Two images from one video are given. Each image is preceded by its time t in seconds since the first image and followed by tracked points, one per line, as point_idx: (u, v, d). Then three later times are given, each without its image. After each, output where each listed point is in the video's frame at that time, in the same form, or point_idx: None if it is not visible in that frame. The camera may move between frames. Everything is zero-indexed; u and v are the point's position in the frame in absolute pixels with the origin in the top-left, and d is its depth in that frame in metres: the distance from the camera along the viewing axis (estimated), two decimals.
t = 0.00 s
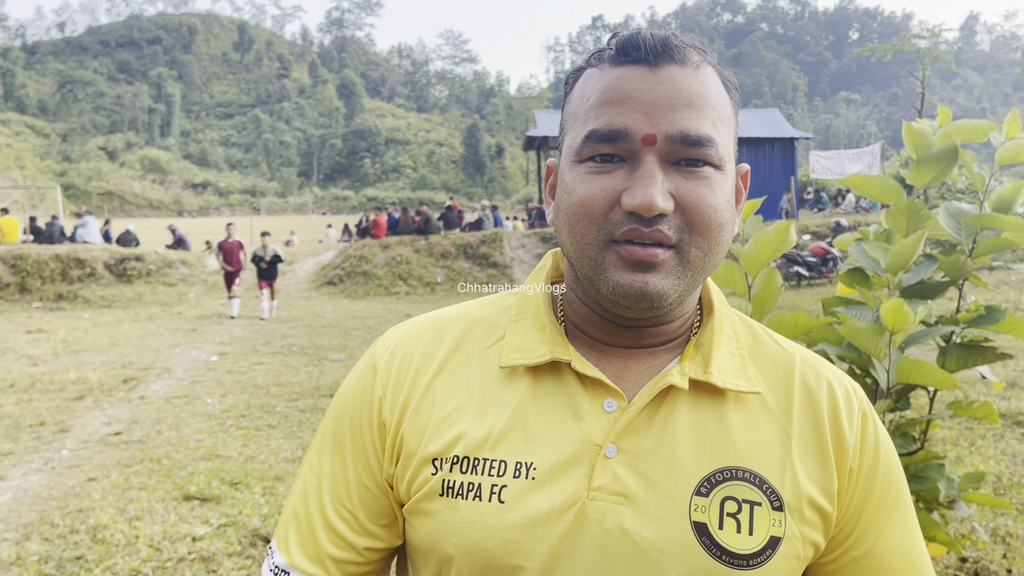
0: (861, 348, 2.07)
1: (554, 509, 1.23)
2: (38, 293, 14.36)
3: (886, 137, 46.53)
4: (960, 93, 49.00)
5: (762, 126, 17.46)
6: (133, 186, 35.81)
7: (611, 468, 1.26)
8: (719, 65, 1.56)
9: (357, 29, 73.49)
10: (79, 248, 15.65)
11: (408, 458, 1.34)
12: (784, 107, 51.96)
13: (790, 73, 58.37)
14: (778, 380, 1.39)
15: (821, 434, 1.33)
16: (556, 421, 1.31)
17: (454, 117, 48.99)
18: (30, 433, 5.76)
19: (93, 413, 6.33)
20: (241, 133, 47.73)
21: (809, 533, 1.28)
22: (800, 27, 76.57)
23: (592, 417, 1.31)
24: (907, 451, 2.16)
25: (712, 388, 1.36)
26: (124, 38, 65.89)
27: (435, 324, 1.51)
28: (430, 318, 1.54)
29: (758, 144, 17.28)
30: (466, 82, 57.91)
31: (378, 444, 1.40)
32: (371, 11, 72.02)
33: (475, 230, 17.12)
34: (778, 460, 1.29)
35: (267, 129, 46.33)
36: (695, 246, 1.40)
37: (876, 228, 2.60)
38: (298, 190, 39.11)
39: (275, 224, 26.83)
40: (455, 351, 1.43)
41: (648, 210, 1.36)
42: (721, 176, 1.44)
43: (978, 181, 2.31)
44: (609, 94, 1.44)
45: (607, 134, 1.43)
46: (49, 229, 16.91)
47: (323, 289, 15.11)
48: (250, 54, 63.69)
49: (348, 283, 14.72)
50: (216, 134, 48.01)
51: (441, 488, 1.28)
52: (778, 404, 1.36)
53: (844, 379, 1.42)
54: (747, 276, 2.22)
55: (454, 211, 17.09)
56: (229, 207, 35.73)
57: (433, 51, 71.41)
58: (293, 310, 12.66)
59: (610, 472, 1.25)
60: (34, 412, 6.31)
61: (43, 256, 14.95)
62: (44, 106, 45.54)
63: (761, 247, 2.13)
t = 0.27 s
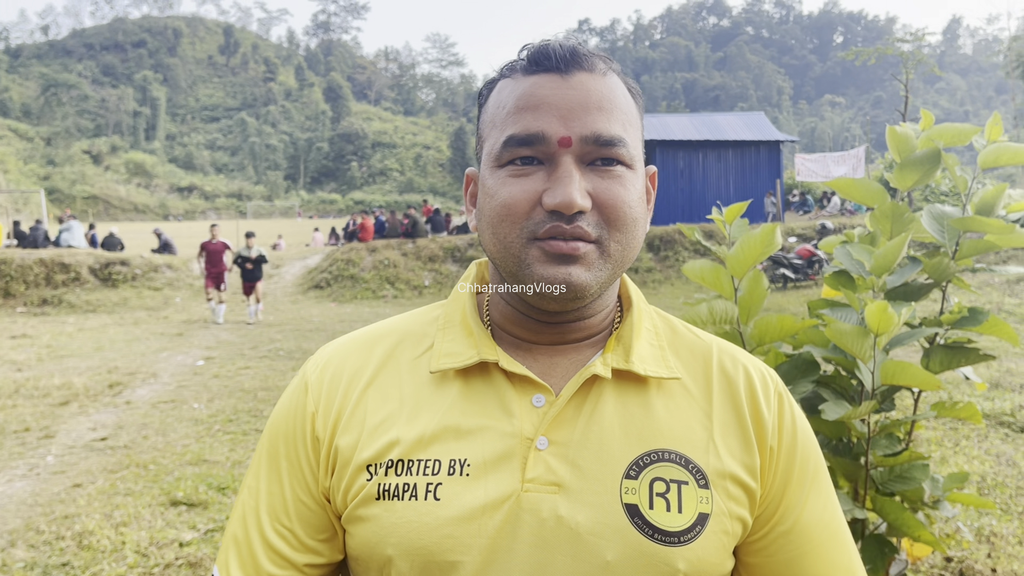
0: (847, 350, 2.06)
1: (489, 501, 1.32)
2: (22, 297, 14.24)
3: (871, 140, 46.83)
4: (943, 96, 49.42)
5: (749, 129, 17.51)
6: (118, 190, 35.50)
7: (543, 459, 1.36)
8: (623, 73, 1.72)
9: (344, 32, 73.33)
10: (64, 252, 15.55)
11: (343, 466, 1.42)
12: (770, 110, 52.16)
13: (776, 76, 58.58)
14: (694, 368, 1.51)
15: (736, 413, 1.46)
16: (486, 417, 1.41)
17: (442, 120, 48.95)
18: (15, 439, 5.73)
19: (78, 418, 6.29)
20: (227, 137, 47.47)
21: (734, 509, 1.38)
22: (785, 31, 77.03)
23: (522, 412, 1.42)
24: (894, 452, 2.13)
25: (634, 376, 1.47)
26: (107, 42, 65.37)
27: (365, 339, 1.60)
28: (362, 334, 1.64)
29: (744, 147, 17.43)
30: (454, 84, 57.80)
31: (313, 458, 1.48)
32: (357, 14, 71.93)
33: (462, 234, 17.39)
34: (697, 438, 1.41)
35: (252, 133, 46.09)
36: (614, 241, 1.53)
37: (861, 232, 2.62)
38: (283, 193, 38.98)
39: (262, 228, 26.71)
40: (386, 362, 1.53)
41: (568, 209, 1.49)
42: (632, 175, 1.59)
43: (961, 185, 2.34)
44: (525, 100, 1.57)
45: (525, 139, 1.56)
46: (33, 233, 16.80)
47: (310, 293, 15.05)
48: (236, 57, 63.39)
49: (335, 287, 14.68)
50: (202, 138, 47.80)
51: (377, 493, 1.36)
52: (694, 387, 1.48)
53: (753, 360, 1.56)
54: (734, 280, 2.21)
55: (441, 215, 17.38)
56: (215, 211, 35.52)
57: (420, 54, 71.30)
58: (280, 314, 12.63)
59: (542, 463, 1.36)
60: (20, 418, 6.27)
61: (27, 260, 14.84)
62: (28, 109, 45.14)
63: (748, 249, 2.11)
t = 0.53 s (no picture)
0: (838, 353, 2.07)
1: (413, 506, 1.35)
2: (13, 302, 14.16)
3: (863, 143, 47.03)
4: (933, 99, 49.78)
5: (739, 132, 17.47)
6: (109, 194, 35.36)
7: (466, 461, 1.39)
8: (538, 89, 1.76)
9: (336, 36, 73.26)
10: (55, 257, 15.49)
11: (274, 478, 1.44)
12: (762, 113, 52.38)
13: (767, 80, 58.79)
14: (612, 368, 1.55)
15: (653, 409, 1.48)
16: (409, 424, 1.44)
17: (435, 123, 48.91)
18: (6, 445, 5.71)
19: (70, 424, 6.27)
20: (219, 141, 47.37)
21: (656, 501, 1.39)
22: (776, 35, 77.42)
23: (445, 417, 1.45)
24: (885, 454, 2.14)
25: (554, 379, 1.50)
26: (98, 46, 65.10)
27: (293, 356, 1.62)
28: (291, 352, 1.65)
29: (735, 150, 17.31)
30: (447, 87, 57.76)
31: (243, 473, 1.50)
32: (350, 18, 71.96)
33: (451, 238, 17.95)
34: (617, 435, 1.43)
35: (244, 136, 45.97)
36: (529, 249, 1.57)
37: (853, 235, 2.63)
38: (275, 197, 38.89)
39: (255, 232, 26.65)
40: (313, 378, 1.55)
41: (484, 220, 1.52)
42: (545, 186, 1.61)
43: (952, 188, 2.34)
44: (440, 117, 1.61)
45: (443, 153, 1.58)
46: (23, 237, 16.73)
47: (303, 297, 15.03)
48: (228, 61, 63.25)
49: (328, 291, 14.68)
50: (194, 141, 47.72)
51: (305, 503, 1.38)
52: (613, 384, 1.51)
53: (672, 358, 1.59)
54: (727, 284, 2.22)
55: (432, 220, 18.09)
56: (207, 215, 35.44)
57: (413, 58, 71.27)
58: (272, 318, 12.60)
59: (465, 466, 1.38)
60: (10, 423, 6.26)
61: (18, 265, 14.74)
62: (19, 113, 44.92)
63: (741, 253, 2.11)
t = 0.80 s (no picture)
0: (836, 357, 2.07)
1: (361, 518, 1.36)
2: (11, 306, 14.13)
3: (860, 146, 47.18)
4: (930, 102, 50.00)
5: (737, 136, 17.52)
6: (107, 198, 35.34)
7: (412, 471, 1.40)
8: (473, 105, 1.75)
9: (334, 39, 73.35)
10: (53, 261, 15.46)
11: (227, 499, 1.46)
12: (760, 116, 52.58)
13: (764, 83, 59.03)
14: (554, 371, 1.55)
15: (594, 411, 1.48)
16: (355, 439, 1.45)
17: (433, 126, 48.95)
18: (6, 449, 5.70)
19: (70, 428, 6.26)
20: (217, 144, 47.42)
21: (599, 498, 1.40)
22: (773, 39, 77.75)
23: (391, 430, 1.46)
24: (884, 458, 2.14)
25: (497, 385, 1.50)
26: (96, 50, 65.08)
27: (242, 376, 1.63)
28: (241, 372, 1.66)
29: (733, 153, 17.34)
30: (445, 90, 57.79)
31: (199, 494, 1.52)
32: (348, 22, 72.09)
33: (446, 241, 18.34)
34: (558, 438, 1.44)
35: (243, 139, 45.95)
36: (468, 262, 1.56)
37: (851, 239, 2.63)
38: (274, 200, 38.90)
39: (254, 236, 26.66)
40: (263, 399, 1.55)
41: (418, 236, 1.51)
42: (480, 201, 1.61)
43: (949, 193, 2.34)
44: (374, 135, 1.60)
45: (376, 172, 1.58)
46: (22, 242, 16.71)
47: (302, 301, 15.03)
48: (227, 65, 63.30)
49: (326, 294, 14.67)
50: (193, 145, 47.76)
51: (258, 521, 1.39)
52: (554, 388, 1.52)
53: (614, 358, 1.59)
54: (726, 287, 2.22)
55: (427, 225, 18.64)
56: (206, 218, 35.45)
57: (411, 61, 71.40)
58: (271, 322, 12.58)
59: (412, 475, 1.39)
60: (10, 428, 6.25)
61: (16, 269, 14.62)
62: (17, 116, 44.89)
63: (740, 257, 2.12)
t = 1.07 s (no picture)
0: (841, 360, 2.06)
1: (343, 523, 1.35)
2: (16, 310, 14.17)
3: (864, 149, 47.18)
4: (933, 105, 50.01)
5: (740, 139, 17.49)
6: (111, 202, 35.50)
7: (393, 476, 1.38)
8: (453, 112, 1.75)
9: (338, 43, 73.58)
10: (57, 265, 15.50)
11: (214, 506, 1.46)
12: (763, 119, 52.61)
13: (767, 86, 59.11)
14: (535, 373, 1.53)
15: (576, 411, 1.46)
16: (338, 444, 1.44)
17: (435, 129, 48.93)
18: (10, 453, 5.72)
19: (74, 432, 6.27)
20: (221, 148, 47.55)
21: (581, 499, 1.37)
22: (775, 42, 77.90)
23: (374, 435, 1.44)
24: (890, 462, 2.13)
25: (477, 388, 1.48)
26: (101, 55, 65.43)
27: (230, 385, 1.63)
28: (229, 381, 1.66)
29: (736, 156, 17.33)
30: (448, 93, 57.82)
31: (188, 501, 1.52)
32: (351, 25, 72.27)
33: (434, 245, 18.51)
34: (538, 439, 1.42)
35: (247, 142, 46.09)
36: (448, 266, 1.55)
37: (855, 243, 2.63)
38: (277, 203, 39.03)
39: (257, 239, 26.73)
40: (249, 407, 1.55)
41: (400, 242, 1.50)
42: (460, 207, 1.60)
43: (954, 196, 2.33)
44: (353, 145, 1.61)
45: (357, 181, 1.58)
46: (27, 245, 16.78)
47: (305, 304, 15.06)
48: (230, 69, 63.48)
49: (330, 298, 14.69)
50: (197, 149, 47.95)
51: (242, 527, 1.40)
52: (535, 389, 1.50)
53: (598, 357, 1.57)
54: (730, 291, 2.22)
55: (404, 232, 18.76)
56: (209, 222, 35.60)
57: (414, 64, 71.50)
58: (275, 325, 12.62)
59: (392, 481, 1.38)
60: (15, 432, 6.28)
61: (20, 273, 14.69)
62: (21, 121, 45.10)
63: (744, 261, 2.13)
